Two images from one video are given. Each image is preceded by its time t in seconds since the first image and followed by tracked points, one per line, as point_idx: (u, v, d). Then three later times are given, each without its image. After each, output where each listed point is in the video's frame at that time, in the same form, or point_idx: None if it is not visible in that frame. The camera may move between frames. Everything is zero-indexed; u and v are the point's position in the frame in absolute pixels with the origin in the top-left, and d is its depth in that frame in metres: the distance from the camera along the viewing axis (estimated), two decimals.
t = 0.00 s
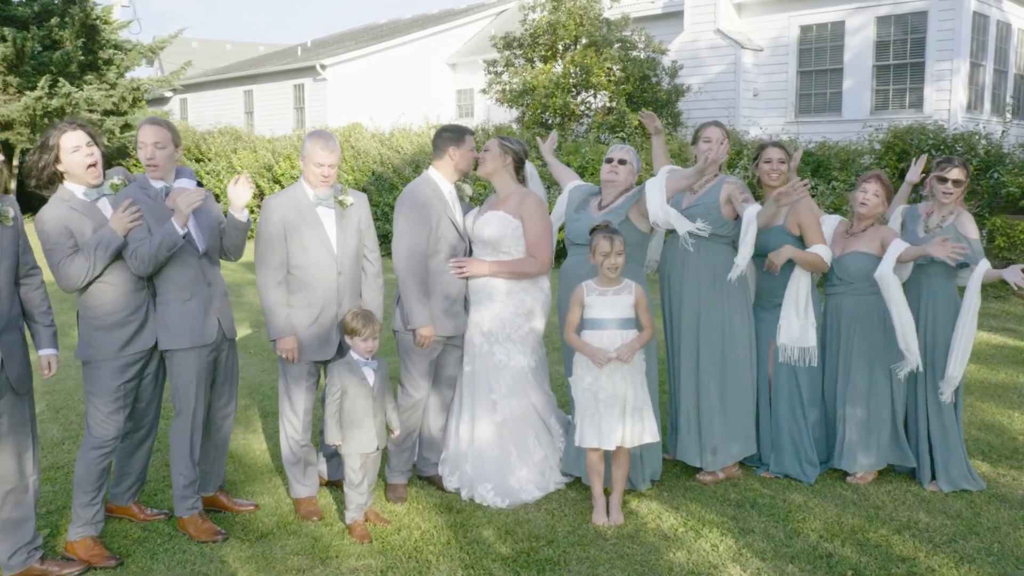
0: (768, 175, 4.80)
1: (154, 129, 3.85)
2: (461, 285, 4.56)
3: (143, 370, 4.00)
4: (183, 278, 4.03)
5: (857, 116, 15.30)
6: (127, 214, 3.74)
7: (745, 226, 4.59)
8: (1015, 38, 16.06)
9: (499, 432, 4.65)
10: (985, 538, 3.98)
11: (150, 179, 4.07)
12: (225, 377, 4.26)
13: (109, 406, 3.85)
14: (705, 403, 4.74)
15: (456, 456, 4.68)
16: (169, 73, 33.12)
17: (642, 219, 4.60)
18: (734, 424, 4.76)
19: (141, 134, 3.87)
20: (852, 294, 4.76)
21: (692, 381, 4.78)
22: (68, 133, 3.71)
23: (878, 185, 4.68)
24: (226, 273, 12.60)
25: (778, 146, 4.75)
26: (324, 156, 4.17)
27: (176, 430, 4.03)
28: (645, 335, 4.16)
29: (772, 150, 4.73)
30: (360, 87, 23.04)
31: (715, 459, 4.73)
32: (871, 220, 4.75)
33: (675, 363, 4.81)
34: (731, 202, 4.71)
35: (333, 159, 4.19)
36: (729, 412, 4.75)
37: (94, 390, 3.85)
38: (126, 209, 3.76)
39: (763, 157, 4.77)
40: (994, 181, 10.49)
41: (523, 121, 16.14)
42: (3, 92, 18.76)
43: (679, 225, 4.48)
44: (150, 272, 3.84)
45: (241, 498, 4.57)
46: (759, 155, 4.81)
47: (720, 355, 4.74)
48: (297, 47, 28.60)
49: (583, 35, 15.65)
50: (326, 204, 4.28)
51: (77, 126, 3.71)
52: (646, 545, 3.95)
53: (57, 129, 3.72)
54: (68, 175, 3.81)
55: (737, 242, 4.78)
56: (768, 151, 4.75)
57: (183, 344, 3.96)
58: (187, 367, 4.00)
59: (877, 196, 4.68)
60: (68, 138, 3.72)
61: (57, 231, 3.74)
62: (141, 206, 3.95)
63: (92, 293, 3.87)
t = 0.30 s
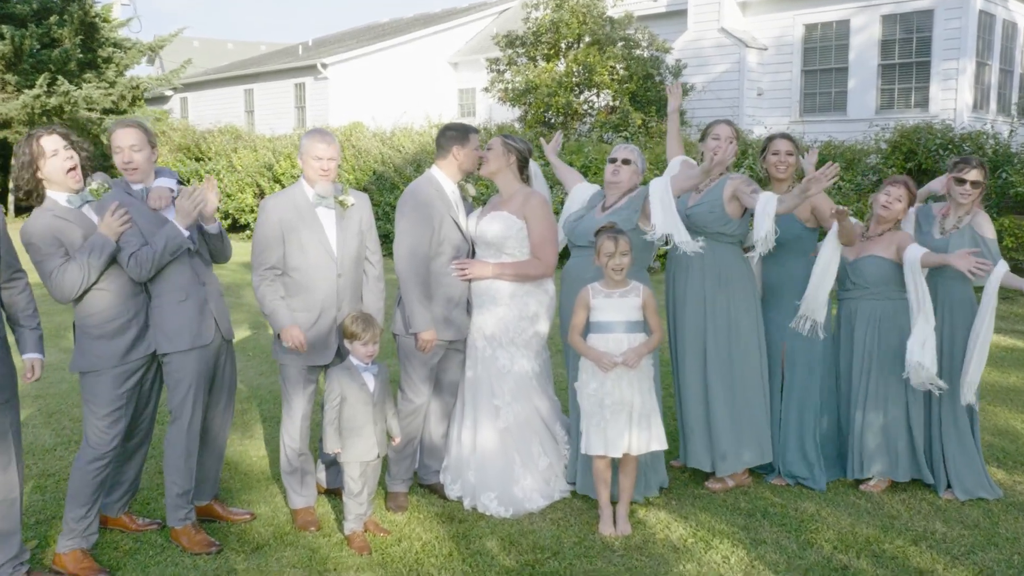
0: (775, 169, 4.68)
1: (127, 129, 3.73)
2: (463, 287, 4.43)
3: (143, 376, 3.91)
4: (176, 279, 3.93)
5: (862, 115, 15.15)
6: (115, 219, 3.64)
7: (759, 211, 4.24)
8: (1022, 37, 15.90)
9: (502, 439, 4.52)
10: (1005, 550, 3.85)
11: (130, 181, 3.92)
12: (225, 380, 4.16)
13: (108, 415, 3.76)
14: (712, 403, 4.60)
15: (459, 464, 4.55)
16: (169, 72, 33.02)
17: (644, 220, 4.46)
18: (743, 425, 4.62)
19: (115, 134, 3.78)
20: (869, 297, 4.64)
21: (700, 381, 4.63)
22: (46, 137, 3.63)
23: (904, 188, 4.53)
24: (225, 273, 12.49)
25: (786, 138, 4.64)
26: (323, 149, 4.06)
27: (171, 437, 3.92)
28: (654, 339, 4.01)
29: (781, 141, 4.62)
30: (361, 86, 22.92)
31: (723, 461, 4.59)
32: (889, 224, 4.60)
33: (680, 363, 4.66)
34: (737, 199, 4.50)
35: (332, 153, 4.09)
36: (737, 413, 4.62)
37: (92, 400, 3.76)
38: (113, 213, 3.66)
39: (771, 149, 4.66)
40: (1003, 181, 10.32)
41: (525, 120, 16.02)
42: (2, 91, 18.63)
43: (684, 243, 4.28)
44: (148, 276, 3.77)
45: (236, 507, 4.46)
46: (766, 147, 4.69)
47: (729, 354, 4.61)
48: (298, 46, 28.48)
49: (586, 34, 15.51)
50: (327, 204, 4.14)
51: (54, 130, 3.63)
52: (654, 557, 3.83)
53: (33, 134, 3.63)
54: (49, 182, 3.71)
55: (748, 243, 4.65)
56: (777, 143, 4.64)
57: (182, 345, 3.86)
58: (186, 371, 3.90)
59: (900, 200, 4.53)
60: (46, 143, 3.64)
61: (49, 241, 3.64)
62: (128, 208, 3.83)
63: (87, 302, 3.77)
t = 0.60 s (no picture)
0: (782, 168, 4.52)
1: (123, 132, 3.62)
2: (464, 291, 4.30)
3: (137, 384, 3.78)
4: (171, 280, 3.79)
5: (864, 115, 15.01)
6: (102, 222, 3.49)
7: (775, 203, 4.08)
8: None
9: (506, 449, 4.37)
10: None
11: (113, 184, 3.79)
12: (223, 385, 4.04)
13: (100, 424, 3.62)
14: (721, 412, 4.46)
15: (461, 474, 4.41)
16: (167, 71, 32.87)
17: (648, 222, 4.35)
18: (753, 435, 4.47)
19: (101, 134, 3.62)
20: (884, 301, 4.51)
21: (708, 388, 4.48)
22: (25, 140, 3.45)
23: (919, 189, 4.40)
24: (223, 275, 12.34)
25: (795, 137, 4.47)
26: (321, 153, 3.94)
27: (165, 445, 3.78)
28: (663, 347, 3.87)
29: (789, 140, 4.46)
30: (359, 86, 22.77)
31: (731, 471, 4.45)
32: (906, 227, 4.47)
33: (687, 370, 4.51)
34: (744, 197, 4.35)
35: (330, 157, 3.96)
36: (748, 422, 4.46)
37: (84, 410, 3.62)
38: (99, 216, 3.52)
39: (777, 147, 4.50)
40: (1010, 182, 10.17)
41: (525, 120, 15.89)
42: None
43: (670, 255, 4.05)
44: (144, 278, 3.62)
45: (231, 519, 4.31)
46: (774, 146, 4.53)
47: (737, 363, 4.45)
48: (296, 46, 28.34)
49: (587, 33, 15.37)
50: (326, 207, 4.03)
51: (33, 133, 3.46)
52: (664, 572, 3.69)
53: (12, 138, 3.46)
54: (32, 187, 3.54)
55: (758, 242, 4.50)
56: (785, 142, 4.48)
57: (179, 350, 3.73)
58: (182, 377, 3.77)
59: (916, 202, 4.40)
60: (25, 146, 3.46)
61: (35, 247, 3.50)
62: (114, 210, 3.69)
63: (77, 308, 3.63)
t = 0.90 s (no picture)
0: (799, 169, 4.35)
1: (126, 131, 3.49)
2: (470, 296, 4.16)
3: (132, 394, 3.64)
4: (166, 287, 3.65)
5: (871, 116, 14.84)
6: (96, 226, 3.34)
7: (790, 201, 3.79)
8: None
9: (513, 460, 4.22)
10: None
11: (107, 184, 3.59)
12: (219, 393, 3.91)
13: (93, 438, 3.48)
14: (731, 422, 4.28)
15: (467, 486, 4.26)
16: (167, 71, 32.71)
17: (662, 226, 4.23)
18: (765, 447, 4.28)
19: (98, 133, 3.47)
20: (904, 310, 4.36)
21: (720, 397, 4.30)
22: (13, 140, 3.31)
23: (941, 194, 4.30)
24: (223, 278, 12.19)
25: (811, 138, 4.29)
26: (323, 157, 3.86)
27: (161, 456, 3.65)
28: (677, 356, 3.75)
29: (805, 141, 4.28)
30: (361, 87, 22.63)
31: (739, 483, 4.29)
32: (926, 233, 4.35)
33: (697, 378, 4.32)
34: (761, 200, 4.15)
35: (332, 162, 3.88)
36: (759, 434, 4.27)
37: (78, 422, 3.48)
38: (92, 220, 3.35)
39: (793, 148, 4.31)
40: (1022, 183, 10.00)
41: (528, 121, 15.75)
42: None
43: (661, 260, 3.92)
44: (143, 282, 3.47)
45: (227, 532, 4.16)
46: (789, 146, 4.36)
47: (750, 372, 4.27)
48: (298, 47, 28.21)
49: (591, 33, 15.23)
50: (328, 214, 3.94)
51: (22, 133, 3.31)
52: None
53: None
54: (19, 188, 3.41)
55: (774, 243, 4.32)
56: (800, 142, 4.29)
57: (176, 358, 3.59)
58: (178, 386, 3.63)
59: (938, 207, 4.29)
60: (12, 147, 3.32)
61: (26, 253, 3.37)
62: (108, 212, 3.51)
63: (70, 318, 3.49)
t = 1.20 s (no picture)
0: (816, 171, 4.21)
1: (126, 131, 3.36)
2: (475, 300, 4.02)
3: (127, 404, 3.50)
4: (159, 290, 3.50)
5: (878, 116, 14.70)
6: (94, 229, 3.22)
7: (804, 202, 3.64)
8: None
9: (520, 469, 4.08)
10: None
11: (101, 185, 3.46)
12: (215, 398, 3.78)
13: (87, 450, 3.35)
14: (739, 428, 4.12)
15: (471, 496, 4.12)
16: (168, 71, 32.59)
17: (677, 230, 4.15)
18: (774, 455, 4.13)
19: (97, 132, 3.34)
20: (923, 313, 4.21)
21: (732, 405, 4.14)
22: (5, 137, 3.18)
23: (958, 195, 4.21)
24: (224, 279, 12.07)
25: (829, 138, 4.16)
26: (326, 161, 3.74)
27: (155, 466, 3.52)
28: (692, 363, 3.63)
29: (823, 141, 4.15)
30: (362, 87, 22.49)
31: (748, 492, 4.15)
32: (944, 234, 4.24)
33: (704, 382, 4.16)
34: (776, 200, 4.01)
35: (336, 165, 3.77)
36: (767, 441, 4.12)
37: (71, 433, 3.35)
38: (89, 223, 3.24)
39: (811, 150, 4.19)
40: None
41: (532, 120, 15.60)
42: None
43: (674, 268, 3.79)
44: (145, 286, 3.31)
45: (224, 544, 4.03)
46: (806, 147, 4.22)
47: (760, 377, 4.11)
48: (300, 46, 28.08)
49: (595, 31, 15.10)
50: (330, 218, 3.81)
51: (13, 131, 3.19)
52: None
53: None
54: (9, 187, 3.27)
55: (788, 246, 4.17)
56: (818, 143, 4.16)
57: (171, 364, 3.46)
58: (174, 392, 3.51)
59: (955, 208, 4.20)
60: (3, 145, 3.19)
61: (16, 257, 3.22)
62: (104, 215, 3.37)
63: (63, 325, 3.36)
